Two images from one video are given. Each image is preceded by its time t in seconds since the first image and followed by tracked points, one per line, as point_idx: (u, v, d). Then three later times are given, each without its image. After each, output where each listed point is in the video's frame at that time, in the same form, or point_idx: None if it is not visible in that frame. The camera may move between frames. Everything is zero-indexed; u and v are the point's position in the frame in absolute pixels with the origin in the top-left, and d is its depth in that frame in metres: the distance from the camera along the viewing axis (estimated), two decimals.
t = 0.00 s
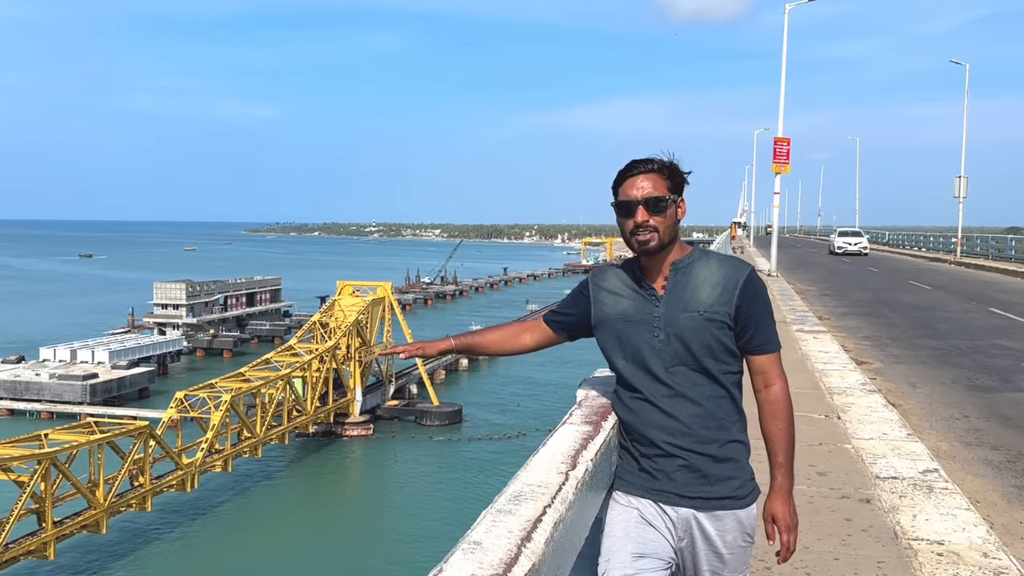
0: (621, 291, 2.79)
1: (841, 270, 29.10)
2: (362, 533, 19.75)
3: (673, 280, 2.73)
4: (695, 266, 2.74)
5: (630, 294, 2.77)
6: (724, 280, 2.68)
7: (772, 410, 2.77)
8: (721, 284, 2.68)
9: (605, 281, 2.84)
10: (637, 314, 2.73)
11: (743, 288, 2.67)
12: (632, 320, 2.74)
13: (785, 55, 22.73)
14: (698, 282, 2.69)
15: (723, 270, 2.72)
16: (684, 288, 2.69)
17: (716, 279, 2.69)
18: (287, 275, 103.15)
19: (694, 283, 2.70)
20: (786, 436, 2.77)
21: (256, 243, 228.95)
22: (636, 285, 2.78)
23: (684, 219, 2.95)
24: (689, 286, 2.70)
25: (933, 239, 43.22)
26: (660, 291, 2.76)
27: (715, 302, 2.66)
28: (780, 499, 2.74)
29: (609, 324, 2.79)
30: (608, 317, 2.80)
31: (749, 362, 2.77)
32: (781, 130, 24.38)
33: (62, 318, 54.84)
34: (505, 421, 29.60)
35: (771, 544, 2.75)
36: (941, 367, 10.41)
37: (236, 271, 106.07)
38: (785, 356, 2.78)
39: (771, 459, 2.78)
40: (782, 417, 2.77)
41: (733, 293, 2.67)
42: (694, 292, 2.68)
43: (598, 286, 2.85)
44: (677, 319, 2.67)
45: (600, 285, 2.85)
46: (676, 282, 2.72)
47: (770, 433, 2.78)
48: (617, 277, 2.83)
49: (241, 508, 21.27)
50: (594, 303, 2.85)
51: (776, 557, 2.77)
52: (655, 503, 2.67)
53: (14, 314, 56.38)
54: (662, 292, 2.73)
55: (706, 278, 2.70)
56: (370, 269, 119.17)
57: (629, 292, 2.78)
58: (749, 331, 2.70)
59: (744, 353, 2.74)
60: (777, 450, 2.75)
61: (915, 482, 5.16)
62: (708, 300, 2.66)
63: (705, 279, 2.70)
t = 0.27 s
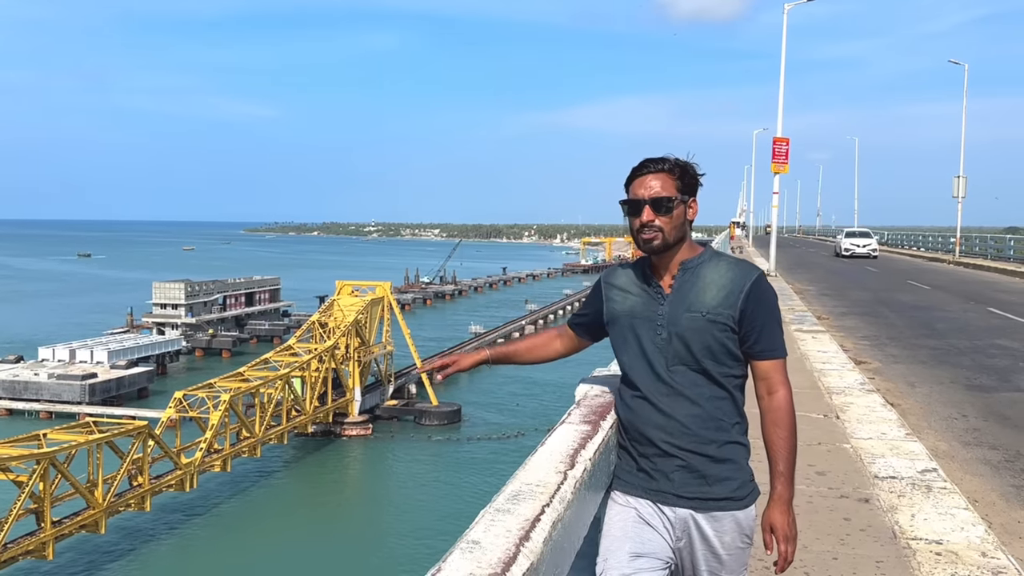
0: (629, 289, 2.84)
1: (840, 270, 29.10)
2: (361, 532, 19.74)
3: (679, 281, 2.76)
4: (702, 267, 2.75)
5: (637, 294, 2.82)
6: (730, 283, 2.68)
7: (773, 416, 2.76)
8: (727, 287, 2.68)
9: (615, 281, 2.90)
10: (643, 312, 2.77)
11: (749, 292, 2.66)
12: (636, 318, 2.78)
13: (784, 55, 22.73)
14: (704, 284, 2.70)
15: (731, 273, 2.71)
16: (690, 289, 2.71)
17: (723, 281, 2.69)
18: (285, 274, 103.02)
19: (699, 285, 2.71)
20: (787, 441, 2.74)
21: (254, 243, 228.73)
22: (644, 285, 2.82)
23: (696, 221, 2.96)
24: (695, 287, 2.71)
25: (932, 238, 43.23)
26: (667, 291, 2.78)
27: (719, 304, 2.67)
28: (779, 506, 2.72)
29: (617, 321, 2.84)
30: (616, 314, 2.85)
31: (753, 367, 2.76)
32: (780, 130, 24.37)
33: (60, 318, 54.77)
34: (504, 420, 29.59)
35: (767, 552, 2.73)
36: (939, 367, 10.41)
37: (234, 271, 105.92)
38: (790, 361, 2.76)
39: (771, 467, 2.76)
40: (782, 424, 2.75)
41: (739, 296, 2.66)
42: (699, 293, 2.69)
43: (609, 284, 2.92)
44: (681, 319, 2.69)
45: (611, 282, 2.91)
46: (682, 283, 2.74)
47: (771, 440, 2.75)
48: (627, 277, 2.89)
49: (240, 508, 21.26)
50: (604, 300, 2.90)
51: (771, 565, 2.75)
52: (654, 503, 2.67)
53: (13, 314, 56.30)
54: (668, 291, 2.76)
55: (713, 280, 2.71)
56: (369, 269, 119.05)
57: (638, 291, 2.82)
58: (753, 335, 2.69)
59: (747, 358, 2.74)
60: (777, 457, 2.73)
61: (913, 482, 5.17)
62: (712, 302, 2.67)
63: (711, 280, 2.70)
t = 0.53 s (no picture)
0: (640, 285, 2.83)
1: (839, 270, 29.10)
2: (360, 532, 19.74)
3: (689, 278, 2.76)
4: (712, 266, 2.77)
5: (647, 290, 2.81)
6: (741, 282, 2.70)
7: (772, 415, 2.75)
8: (738, 286, 2.70)
9: (625, 277, 2.89)
10: (653, 309, 2.76)
11: (759, 291, 2.68)
12: (645, 314, 2.78)
13: (783, 55, 22.72)
14: (715, 282, 2.71)
15: (741, 272, 2.73)
16: (701, 286, 2.72)
17: (733, 280, 2.71)
18: (283, 274, 102.92)
19: (710, 282, 2.72)
20: (788, 444, 2.73)
21: (253, 243, 228.45)
22: (654, 281, 2.81)
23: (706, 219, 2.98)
24: (706, 284, 2.72)
25: (930, 238, 43.25)
26: (677, 288, 2.78)
27: (730, 302, 2.68)
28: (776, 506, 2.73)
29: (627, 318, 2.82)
30: (625, 310, 2.83)
31: (755, 366, 2.77)
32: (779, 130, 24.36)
33: (58, 318, 54.68)
34: (502, 420, 29.59)
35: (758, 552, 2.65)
36: (938, 366, 10.42)
37: (232, 271, 105.76)
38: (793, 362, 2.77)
39: (765, 466, 2.73)
40: (782, 424, 2.75)
41: (749, 296, 2.68)
42: (710, 290, 2.70)
43: (617, 280, 2.90)
44: (691, 316, 2.69)
45: (619, 279, 2.90)
46: (692, 281, 2.74)
47: (769, 440, 2.75)
48: (637, 274, 2.88)
49: (239, 508, 21.26)
50: (615, 296, 2.88)
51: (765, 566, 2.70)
52: (653, 502, 2.67)
53: (10, 314, 56.22)
54: (678, 289, 2.76)
55: (723, 278, 2.72)
56: (368, 269, 118.96)
57: (649, 287, 2.81)
58: (760, 334, 2.70)
59: (751, 357, 2.75)
60: (774, 457, 2.70)
61: (912, 481, 5.17)
62: (724, 299, 2.68)
63: (721, 279, 2.71)
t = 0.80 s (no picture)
0: (645, 283, 2.79)
1: (837, 270, 29.12)
2: (359, 531, 19.76)
3: (694, 277, 2.77)
4: (715, 266, 2.80)
5: (652, 288, 2.77)
6: (745, 282, 2.76)
7: (771, 414, 2.85)
8: (742, 286, 2.76)
9: (628, 275, 2.83)
10: (659, 307, 2.74)
11: (763, 292, 2.76)
12: (651, 313, 2.74)
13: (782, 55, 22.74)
14: (720, 281, 2.75)
15: (744, 273, 2.79)
16: (706, 285, 2.74)
17: (737, 280, 2.77)
18: (281, 274, 102.85)
19: (715, 281, 2.75)
20: (787, 440, 2.84)
21: (251, 242, 228.17)
22: (658, 279, 2.79)
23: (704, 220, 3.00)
24: (712, 283, 2.75)
25: (929, 238, 43.29)
26: (681, 286, 2.78)
27: (737, 301, 2.73)
28: (776, 502, 2.75)
29: (631, 316, 2.77)
30: (629, 308, 2.78)
31: (754, 366, 2.84)
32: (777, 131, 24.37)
33: (56, 318, 54.61)
34: (501, 420, 29.59)
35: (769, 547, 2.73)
36: (936, 366, 10.42)
37: (230, 271, 105.66)
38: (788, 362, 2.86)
39: (768, 465, 2.83)
40: (783, 421, 2.84)
41: (753, 295, 2.75)
42: (717, 289, 2.73)
43: (619, 277, 2.84)
44: (699, 313, 2.70)
45: (622, 277, 2.84)
46: (698, 279, 2.76)
47: (768, 437, 2.85)
48: (640, 272, 2.84)
49: (237, 508, 21.25)
50: (618, 292, 2.81)
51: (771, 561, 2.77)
52: (653, 500, 2.66)
53: (8, 314, 56.13)
54: (683, 287, 2.76)
55: (727, 278, 2.77)
56: (366, 269, 118.92)
57: (653, 285, 2.78)
58: (759, 333, 2.79)
59: (750, 355, 2.82)
60: (774, 453, 2.81)
61: (909, 481, 5.18)
62: (730, 298, 2.73)
63: (726, 279, 2.76)
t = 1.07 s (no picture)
0: (644, 283, 2.78)
1: (835, 270, 29.14)
2: (357, 531, 19.77)
3: (693, 277, 2.77)
4: (713, 266, 2.80)
5: (651, 288, 2.76)
6: (743, 283, 2.77)
7: (773, 415, 2.90)
8: (740, 286, 2.77)
9: (627, 274, 2.82)
10: (657, 308, 2.73)
11: (761, 292, 2.77)
12: (650, 314, 2.73)
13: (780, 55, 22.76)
14: (718, 282, 2.76)
15: (742, 273, 2.80)
16: (705, 286, 2.75)
17: (735, 280, 2.77)
18: (279, 274, 102.77)
19: (714, 282, 2.76)
20: (787, 440, 2.88)
21: (249, 243, 227.82)
22: (657, 278, 2.78)
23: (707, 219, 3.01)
24: (710, 284, 2.75)
25: (927, 239, 43.32)
26: (680, 287, 2.77)
27: (736, 302, 2.74)
28: (783, 502, 2.80)
29: (630, 315, 2.75)
30: (627, 308, 2.76)
31: (754, 367, 2.86)
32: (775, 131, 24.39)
33: (53, 318, 54.52)
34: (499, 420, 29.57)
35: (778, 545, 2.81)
36: (934, 366, 10.43)
37: (228, 271, 105.55)
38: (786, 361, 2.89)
39: (772, 466, 2.87)
40: (784, 422, 2.89)
41: (751, 296, 2.76)
42: (715, 290, 2.74)
43: (617, 276, 2.83)
44: (698, 314, 2.71)
45: (620, 276, 2.83)
46: (697, 279, 2.76)
47: (770, 436, 2.90)
48: (639, 271, 2.83)
49: (235, 508, 21.24)
50: (617, 291, 2.80)
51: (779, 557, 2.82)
52: (653, 500, 2.66)
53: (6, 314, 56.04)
54: (683, 288, 2.75)
55: (725, 278, 2.77)
56: (364, 268, 118.83)
57: (652, 285, 2.77)
58: (758, 334, 2.81)
59: (750, 356, 2.85)
60: (777, 453, 2.85)
61: (907, 481, 5.18)
62: (729, 299, 2.74)
63: (724, 279, 2.77)
